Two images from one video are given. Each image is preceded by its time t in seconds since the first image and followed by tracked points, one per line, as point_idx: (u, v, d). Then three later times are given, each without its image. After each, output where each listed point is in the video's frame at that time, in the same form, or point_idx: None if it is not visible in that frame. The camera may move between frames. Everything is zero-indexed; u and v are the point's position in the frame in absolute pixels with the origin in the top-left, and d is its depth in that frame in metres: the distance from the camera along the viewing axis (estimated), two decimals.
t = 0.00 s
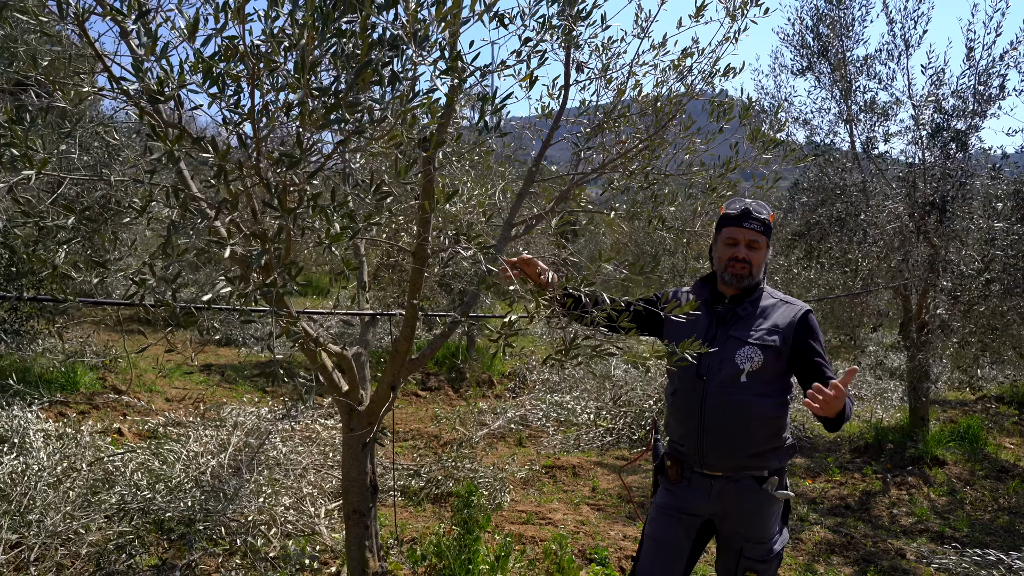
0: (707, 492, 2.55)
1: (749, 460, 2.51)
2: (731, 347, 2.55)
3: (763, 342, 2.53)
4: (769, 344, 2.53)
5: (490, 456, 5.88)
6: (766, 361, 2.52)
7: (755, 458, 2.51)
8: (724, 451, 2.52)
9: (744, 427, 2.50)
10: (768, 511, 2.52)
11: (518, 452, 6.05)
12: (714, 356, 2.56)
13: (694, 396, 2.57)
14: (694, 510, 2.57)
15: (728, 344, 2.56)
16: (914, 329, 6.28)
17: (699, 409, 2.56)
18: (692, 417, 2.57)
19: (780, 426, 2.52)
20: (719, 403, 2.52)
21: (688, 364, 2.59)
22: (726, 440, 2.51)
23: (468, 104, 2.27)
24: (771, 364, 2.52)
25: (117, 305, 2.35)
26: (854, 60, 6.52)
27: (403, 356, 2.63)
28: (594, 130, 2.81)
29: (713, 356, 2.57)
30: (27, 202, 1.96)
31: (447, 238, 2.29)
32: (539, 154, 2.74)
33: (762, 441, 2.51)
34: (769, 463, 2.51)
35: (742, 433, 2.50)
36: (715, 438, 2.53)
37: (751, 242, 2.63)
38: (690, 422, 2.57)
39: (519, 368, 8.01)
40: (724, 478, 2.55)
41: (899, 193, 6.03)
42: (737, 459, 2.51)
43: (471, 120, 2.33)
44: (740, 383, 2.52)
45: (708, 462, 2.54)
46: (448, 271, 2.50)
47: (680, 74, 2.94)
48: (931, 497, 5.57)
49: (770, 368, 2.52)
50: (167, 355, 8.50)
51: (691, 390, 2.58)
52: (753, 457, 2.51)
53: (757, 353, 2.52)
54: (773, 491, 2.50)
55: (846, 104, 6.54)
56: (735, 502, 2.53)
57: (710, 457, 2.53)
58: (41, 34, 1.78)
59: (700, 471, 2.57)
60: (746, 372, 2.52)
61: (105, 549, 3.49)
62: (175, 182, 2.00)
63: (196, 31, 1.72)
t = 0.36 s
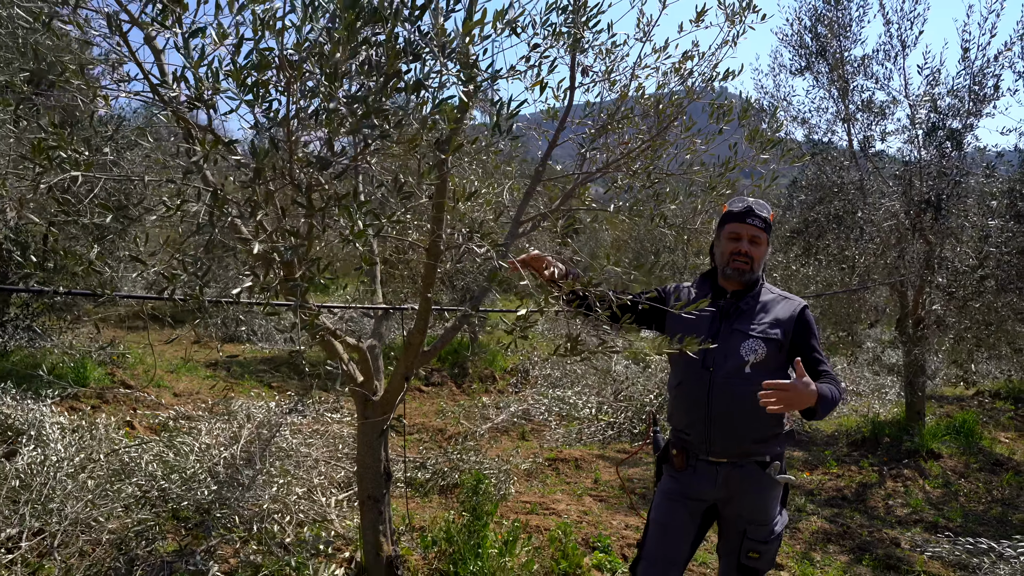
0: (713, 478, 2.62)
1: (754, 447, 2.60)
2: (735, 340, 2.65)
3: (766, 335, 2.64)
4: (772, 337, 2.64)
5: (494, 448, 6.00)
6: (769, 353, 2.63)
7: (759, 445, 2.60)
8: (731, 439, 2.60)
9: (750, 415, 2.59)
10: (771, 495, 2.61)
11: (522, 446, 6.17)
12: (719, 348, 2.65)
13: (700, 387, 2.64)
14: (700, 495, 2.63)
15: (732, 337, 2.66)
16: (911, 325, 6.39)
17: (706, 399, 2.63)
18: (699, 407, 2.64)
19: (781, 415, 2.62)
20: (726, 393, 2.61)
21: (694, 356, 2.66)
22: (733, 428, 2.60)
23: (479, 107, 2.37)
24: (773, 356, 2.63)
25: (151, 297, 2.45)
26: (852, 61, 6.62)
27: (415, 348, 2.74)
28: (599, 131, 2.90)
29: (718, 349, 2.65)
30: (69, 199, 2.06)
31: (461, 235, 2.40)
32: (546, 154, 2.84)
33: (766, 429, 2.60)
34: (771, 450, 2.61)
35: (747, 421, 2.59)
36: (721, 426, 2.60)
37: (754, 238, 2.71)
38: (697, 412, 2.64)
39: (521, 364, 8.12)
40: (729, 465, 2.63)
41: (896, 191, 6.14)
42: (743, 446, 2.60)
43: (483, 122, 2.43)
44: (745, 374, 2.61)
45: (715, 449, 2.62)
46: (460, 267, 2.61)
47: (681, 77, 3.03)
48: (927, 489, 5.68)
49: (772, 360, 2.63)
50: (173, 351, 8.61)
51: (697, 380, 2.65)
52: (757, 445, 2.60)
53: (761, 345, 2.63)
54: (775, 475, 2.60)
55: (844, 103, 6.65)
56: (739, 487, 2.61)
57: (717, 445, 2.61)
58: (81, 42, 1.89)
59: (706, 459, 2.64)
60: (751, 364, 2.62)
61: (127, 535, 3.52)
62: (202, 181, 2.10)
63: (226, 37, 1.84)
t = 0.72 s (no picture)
0: (713, 465, 2.72)
1: (753, 434, 2.70)
2: (734, 332, 2.75)
3: (762, 327, 2.74)
4: (768, 329, 2.75)
5: (496, 441, 6.11)
6: (766, 344, 2.74)
7: (757, 432, 2.71)
8: (731, 426, 2.70)
9: (750, 403, 2.69)
10: (768, 479, 2.72)
11: (523, 438, 6.28)
12: (719, 340, 2.74)
13: (701, 377, 2.73)
14: (700, 482, 2.73)
15: (730, 329, 2.75)
16: (906, 319, 6.51)
17: (708, 389, 2.72)
18: (701, 396, 2.73)
19: (778, 402, 2.74)
20: (727, 382, 2.70)
21: (695, 349, 2.75)
22: (734, 416, 2.70)
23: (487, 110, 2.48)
24: (770, 346, 2.74)
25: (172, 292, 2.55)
26: (849, 59, 6.71)
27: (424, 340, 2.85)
28: (600, 131, 2.98)
29: (718, 341, 2.74)
30: (98, 197, 2.16)
31: (470, 231, 2.51)
32: (550, 153, 2.93)
33: (764, 415, 2.71)
34: (769, 436, 2.72)
35: (747, 409, 2.69)
36: (723, 415, 2.70)
37: (748, 235, 2.80)
38: (698, 402, 2.73)
39: (522, 358, 8.22)
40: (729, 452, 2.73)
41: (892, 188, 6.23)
42: (743, 433, 2.70)
43: (490, 123, 2.54)
44: (744, 364, 2.71)
45: (716, 437, 2.71)
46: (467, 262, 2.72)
47: (680, 78, 3.11)
48: (921, 480, 5.80)
49: (769, 350, 2.74)
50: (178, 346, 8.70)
51: (698, 372, 2.74)
52: (757, 431, 2.71)
53: (758, 337, 2.73)
54: (772, 459, 2.71)
55: (841, 101, 6.74)
56: (738, 472, 2.72)
57: (719, 432, 2.71)
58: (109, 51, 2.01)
59: (707, 446, 2.74)
60: (749, 354, 2.72)
61: (143, 523, 3.61)
62: (224, 180, 2.20)
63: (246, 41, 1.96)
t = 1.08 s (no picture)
0: (708, 455, 2.80)
1: (746, 425, 2.79)
2: (727, 327, 2.82)
3: (755, 322, 2.82)
4: (760, 324, 2.82)
5: (497, 434, 6.19)
6: (758, 338, 2.81)
7: (750, 423, 2.79)
8: (726, 418, 2.78)
9: (743, 396, 2.77)
10: (761, 468, 2.81)
11: (523, 432, 6.36)
12: (713, 335, 2.81)
13: (696, 371, 2.81)
14: (696, 471, 2.81)
15: (724, 324, 2.83)
16: (901, 315, 6.59)
17: (702, 383, 2.80)
18: (696, 389, 2.81)
19: (770, 394, 2.82)
20: (720, 375, 2.78)
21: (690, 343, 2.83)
22: (728, 409, 2.78)
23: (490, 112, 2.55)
24: (763, 341, 2.82)
25: (185, 287, 2.63)
26: (846, 57, 6.78)
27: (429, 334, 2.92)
28: (599, 130, 3.06)
29: (712, 335, 2.82)
30: (115, 196, 2.25)
31: (473, 229, 2.59)
32: (551, 152, 3.01)
33: (757, 407, 2.79)
34: (762, 427, 2.80)
35: (740, 401, 2.77)
36: (717, 407, 2.78)
37: (742, 233, 2.87)
38: (694, 394, 2.81)
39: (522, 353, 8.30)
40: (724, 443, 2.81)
41: (887, 184, 6.30)
42: (737, 425, 2.78)
43: (493, 124, 2.61)
44: (738, 358, 2.79)
45: (710, 428, 2.80)
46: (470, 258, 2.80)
47: (677, 78, 3.17)
48: (915, 473, 5.89)
49: (762, 345, 2.82)
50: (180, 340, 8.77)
51: (693, 365, 2.81)
52: (749, 423, 2.80)
53: (751, 331, 2.81)
54: (765, 450, 2.80)
55: (837, 99, 6.81)
56: (732, 462, 2.80)
57: (713, 424, 2.79)
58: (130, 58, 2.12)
59: (702, 437, 2.82)
60: (742, 349, 2.80)
61: (152, 513, 3.67)
62: (235, 180, 2.28)
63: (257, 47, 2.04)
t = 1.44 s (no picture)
0: (698, 446, 2.89)
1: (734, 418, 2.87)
2: (717, 323, 2.91)
3: (743, 319, 2.90)
4: (748, 320, 2.91)
5: (495, 428, 6.29)
6: (746, 334, 2.90)
7: (739, 415, 2.87)
8: (715, 410, 2.86)
9: (731, 389, 2.86)
10: (749, 458, 2.89)
11: (522, 426, 6.45)
12: (703, 331, 2.90)
13: (686, 365, 2.89)
14: (687, 461, 2.89)
15: (714, 320, 2.91)
16: (895, 311, 6.68)
17: (692, 376, 2.89)
18: (686, 383, 2.89)
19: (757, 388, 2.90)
20: (709, 369, 2.87)
21: (680, 338, 2.91)
22: (716, 401, 2.86)
23: (489, 115, 2.63)
24: (750, 336, 2.91)
25: (194, 283, 2.72)
26: (841, 56, 6.86)
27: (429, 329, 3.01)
28: (595, 131, 3.14)
29: (702, 331, 2.91)
30: (128, 197, 2.35)
31: (472, 228, 2.67)
32: (549, 152, 3.09)
33: (745, 400, 2.88)
34: (749, 419, 2.89)
35: (729, 393, 2.86)
36: (706, 400, 2.86)
37: (732, 233, 2.95)
38: (684, 387, 2.90)
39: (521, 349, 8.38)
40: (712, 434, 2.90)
41: (881, 182, 6.38)
42: (725, 417, 2.87)
43: (491, 127, 2.69)
44: (727, 354, 2.87)
45: (700, 420, 2.88)
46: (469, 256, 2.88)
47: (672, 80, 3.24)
48: (908, 466, 5.98)
49: (749, 340, 2.90)
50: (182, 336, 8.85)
51: (683, 360, 2.91)
52: (738, 415, 2.88)
53: (739, 327, 2.89)
54: (753, 440, 2.88)
55: (832, 98, 6.89)
56: (721, 452, 2.89)
57: (703, 416, 2.87)
58: (145, 64, 2.24)
59: (692, 429, 2.90)
60: (731, 344, 2.88)
61: (160, 505, 3.74)
62: (242, 182, 2.36)
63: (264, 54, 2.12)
